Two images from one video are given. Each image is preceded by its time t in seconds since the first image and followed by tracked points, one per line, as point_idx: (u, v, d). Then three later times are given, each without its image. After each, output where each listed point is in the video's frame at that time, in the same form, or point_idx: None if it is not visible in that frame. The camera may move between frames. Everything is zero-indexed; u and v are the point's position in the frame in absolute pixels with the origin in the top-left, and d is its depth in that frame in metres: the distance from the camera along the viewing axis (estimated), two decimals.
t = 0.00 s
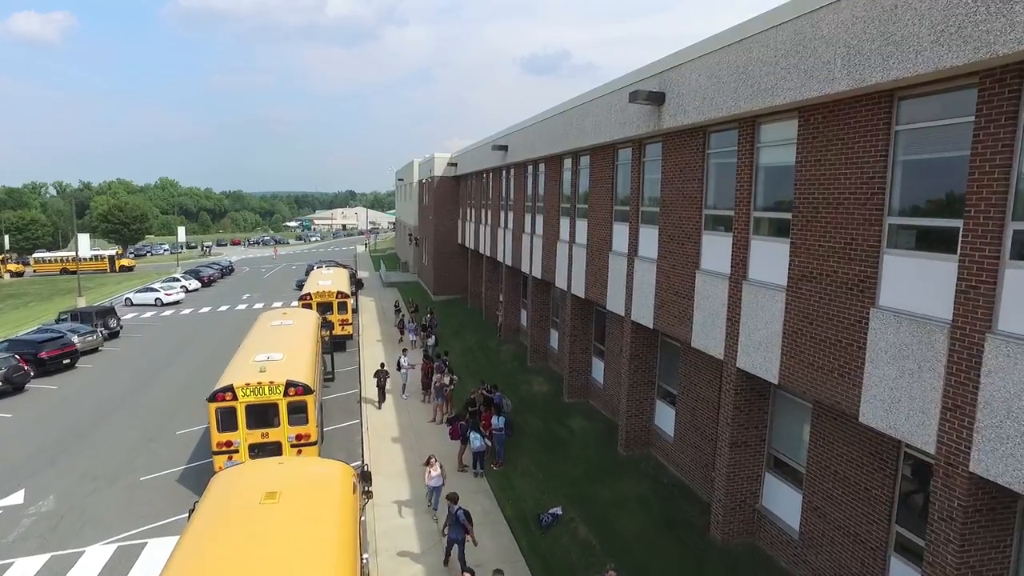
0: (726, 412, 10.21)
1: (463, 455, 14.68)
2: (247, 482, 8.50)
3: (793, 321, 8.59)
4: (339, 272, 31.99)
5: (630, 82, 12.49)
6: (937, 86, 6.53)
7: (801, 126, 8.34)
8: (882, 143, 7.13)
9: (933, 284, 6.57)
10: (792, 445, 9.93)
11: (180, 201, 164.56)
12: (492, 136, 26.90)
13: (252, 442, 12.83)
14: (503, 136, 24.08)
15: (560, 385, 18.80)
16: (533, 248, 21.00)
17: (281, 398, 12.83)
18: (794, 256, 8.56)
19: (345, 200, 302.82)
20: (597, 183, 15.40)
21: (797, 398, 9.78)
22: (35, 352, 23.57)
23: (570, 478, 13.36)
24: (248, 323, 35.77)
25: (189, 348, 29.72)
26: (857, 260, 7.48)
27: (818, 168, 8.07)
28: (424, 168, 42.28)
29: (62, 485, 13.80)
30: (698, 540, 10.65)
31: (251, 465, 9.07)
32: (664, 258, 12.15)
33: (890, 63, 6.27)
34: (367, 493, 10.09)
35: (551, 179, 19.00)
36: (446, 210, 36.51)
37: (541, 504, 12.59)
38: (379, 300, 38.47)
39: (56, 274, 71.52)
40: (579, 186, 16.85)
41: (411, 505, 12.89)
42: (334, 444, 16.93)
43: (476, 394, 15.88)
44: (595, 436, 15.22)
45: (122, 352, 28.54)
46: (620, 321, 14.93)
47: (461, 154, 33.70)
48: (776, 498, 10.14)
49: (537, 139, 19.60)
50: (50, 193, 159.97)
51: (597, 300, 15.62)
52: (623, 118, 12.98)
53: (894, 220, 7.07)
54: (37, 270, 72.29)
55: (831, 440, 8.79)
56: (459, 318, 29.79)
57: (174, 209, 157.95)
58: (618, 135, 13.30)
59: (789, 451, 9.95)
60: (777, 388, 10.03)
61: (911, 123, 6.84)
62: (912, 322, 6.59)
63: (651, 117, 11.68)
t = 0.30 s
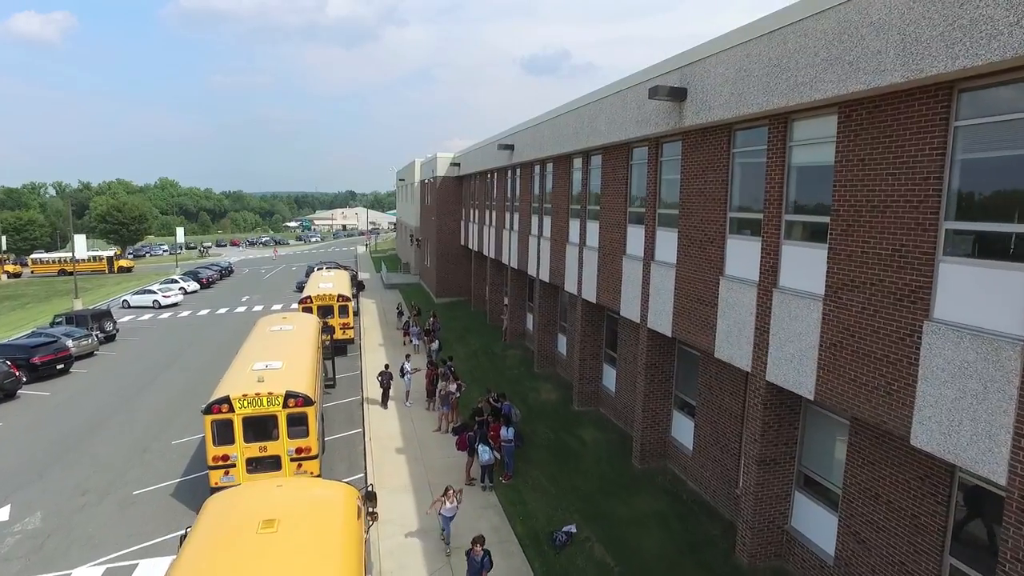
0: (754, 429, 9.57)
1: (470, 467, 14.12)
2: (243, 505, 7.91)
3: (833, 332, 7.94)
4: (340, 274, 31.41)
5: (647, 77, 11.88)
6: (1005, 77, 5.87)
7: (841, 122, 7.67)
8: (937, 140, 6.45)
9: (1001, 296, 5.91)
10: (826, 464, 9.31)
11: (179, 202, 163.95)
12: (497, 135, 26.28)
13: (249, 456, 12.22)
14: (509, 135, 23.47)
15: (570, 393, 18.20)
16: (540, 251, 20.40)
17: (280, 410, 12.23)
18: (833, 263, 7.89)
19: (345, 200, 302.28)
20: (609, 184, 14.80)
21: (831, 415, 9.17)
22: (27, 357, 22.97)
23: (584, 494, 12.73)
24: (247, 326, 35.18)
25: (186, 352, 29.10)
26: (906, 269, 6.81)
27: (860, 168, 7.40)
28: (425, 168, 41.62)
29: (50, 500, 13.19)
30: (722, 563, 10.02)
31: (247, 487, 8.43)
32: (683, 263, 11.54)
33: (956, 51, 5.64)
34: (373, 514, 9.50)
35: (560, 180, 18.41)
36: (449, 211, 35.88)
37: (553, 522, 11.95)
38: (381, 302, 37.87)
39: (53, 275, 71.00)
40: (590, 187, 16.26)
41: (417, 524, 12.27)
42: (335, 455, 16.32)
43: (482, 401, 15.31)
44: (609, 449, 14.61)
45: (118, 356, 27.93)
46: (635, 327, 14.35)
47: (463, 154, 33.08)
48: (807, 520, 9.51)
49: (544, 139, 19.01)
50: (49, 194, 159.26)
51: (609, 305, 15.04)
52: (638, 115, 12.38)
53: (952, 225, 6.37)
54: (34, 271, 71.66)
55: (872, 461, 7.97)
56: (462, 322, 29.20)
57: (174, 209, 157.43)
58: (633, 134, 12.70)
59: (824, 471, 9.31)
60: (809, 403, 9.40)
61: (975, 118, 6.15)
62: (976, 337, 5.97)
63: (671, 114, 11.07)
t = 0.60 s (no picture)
0: (785, 447, 8.91)
1: (479, 480, 13.58)
2: (237, 532, 7.29)
3: (875, 346, 7.28)
4: (340, 276, 30.79)
5: (666, 72, 11.29)
6: None
7: (887, 117, 7.02)
8: (1007, 135, 5.81)
9: None
10: (866, 482, 8.60)
11: (179, 202, 163.38)
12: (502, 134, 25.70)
13: (246, 471, 11.59)
14: (515, 134, 22.85)
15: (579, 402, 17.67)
16: (548, 253, 19.81)
17: (279, 423, 11.62)
18: (877, 271, 7.24)
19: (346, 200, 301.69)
20: (623, 184, 14.23)
21: (870, 431, 8.47)
22: (19, 363, 22.35)
23: (600, 512, 12.11)
24: (247, 329, 34.58)
25: (184, 356, 28.48)
26: (966, 278, 6.16)
27: (910, 167, 6.75)
28: (427, 168, 41.01)
29: (37, 517, 12.57)
30: None
31: (244, 512, 7.81)
32: (706, 270, 10.95)
33: None
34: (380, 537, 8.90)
35: (569, 180, 17.82)
36: (451, 212, 35.30)
37: (568, 542, 11.32)
38: (383, 304, 37.27)
39: (51, 276, 70.36)
40: (602, 188, 15.68)
41: (424, 543, 11.65)
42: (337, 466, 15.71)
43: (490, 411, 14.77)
44: (623, 463, 14.05)
45: (114, 361, 27.32)
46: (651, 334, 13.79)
47: (467, 154, 32.50)
48: (843, 544, 8.87)
49: (553, 138, 18.43)
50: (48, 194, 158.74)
51: (623, 312, 14.46)
52: (656, 113, 11.79)
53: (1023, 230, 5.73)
54: (32, 273, 71.05)
55: (918, 485, 7.33)
56: (466, 325, 28.62)
57: (173, 210, 156.77)
58: (650, 133, 12.11)
59: (861, 492, 8.67)
60: (846, 419, 8.74)
61: None
62: None
63: (692, 112, 10.46)
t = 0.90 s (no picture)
0: (819, 466, 8.28)
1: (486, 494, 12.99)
2: (232, 564, 6.70)
3: (926, 362, 6.67)
4: (341, 277, 30.22)
5: (686, 67, 10.71)
6: None
7: (943, 112, 6.42)
8: None
9: None
10: (907, 503, 7.98)
11: (179, 202, 162.73)
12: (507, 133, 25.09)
13: (243, 487, 10.99)
14: (520, 133, 22.24)
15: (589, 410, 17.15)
16: (556, 256, 19.22)
17: (277, 436, 11.04)
18: (929, 280, 6.63)
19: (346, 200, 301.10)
20: (638, 185, 13.65)
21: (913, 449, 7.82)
22: (11, 368, 21.76)
23: (616, 530, 11.51)
24: (246, 331, 34.00)
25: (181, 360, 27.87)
26: None
27: (970, 167, 6.15)
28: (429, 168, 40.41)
29: (24, 534, 11.98)
30: None
31: (240, 540, 7.24)
32: (729, 276, 10.35)
33: None
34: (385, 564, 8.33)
35: (579, 180, 17.24)
36: (455, 212, 34.69)
37: (583, 563, 10.71)
38: (384, 306, 36.68)
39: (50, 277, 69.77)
40: (614, 188, 15.14)
41: (431, 562, 11.06)
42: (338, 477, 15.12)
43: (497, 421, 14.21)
44: (638, 475, 13.47)
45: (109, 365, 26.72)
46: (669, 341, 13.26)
47: (470, 153, 31.91)
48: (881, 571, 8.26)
49: (560, 137, 17.88)
50: (47, 194, 158.02)
51: (638, 317, 13.89)
52: (675, 110, 11.21)
53: None
54: (29, 273, 70.39)
55: (973, 513, 6.73)
56: (469, 328, 28.04)
57: (173, 209, 156.27)
58: (668, 131, 11.53)
59: (901, 515, 8.05)
60: (885, 437, 8.11)
61: None
62: None
63: (716, 108, 9.85)
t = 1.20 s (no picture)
0: (858, 488, 7.61)
1: (495, 509, 12.38)
2: None
3: (987, 381, 6.02)
4: (342, 279, 29.60)
5: (708, 60, 10.10)
6: None
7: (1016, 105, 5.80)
8: None
9: None
10: (954, 529, 7.34)
11: (180, 202, 162.14)
12: (512, 132, 24.45)
13: (238, 505, 10.39)
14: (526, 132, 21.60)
15: (600, 418, 16.66)
16: (564, 258, 18.61)
17: (276, 451, 10.45)
18: (993, 290, 6.00)
19: (347, 200, 300.54)
20: (654, 185, 13.04)
21: (966, 473, 7.17)
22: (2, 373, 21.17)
23: (633, 550, 10.88)
24: (245, 334, 33.41)
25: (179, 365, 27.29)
26: None
27: None
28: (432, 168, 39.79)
29: (7, 553, 11.39)
30: None
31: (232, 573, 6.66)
32: (755, 282, 9.73)
33: None
34: None
35: (588, 180, 16.64)
36: (458, 213, 34.07)
37: None
38: (386, 308, 36.12)
39: (48, 278, 69.22)
40: (627, 188, 14.53)
41: None
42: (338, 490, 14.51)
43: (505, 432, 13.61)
44: (654, 488, 12.90)
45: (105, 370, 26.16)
46: (687, 349, 12.72)
47: (474, 153, 31.31)
48: None
49: (569, 135, 17.29)
50: (47, 193, 157.45)
51: (653, 324, 13.29)
52: (695, 106, 10.61)
53: None
54: (27, 274, 69.83)
55: None
56: (473, 331, 27.44)
57: (173, 209, 155.66)
58: (688, 128, 10.92)
59: (949, 542, 7.39)
60: (931, 457, 7.45)
61: None
62: None
63: (742, 104, 9.23)
